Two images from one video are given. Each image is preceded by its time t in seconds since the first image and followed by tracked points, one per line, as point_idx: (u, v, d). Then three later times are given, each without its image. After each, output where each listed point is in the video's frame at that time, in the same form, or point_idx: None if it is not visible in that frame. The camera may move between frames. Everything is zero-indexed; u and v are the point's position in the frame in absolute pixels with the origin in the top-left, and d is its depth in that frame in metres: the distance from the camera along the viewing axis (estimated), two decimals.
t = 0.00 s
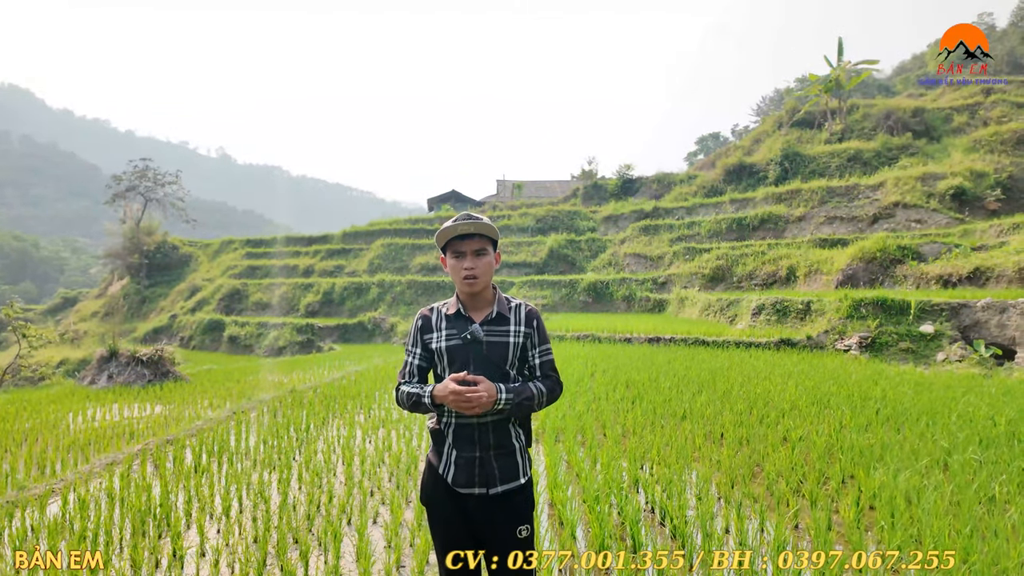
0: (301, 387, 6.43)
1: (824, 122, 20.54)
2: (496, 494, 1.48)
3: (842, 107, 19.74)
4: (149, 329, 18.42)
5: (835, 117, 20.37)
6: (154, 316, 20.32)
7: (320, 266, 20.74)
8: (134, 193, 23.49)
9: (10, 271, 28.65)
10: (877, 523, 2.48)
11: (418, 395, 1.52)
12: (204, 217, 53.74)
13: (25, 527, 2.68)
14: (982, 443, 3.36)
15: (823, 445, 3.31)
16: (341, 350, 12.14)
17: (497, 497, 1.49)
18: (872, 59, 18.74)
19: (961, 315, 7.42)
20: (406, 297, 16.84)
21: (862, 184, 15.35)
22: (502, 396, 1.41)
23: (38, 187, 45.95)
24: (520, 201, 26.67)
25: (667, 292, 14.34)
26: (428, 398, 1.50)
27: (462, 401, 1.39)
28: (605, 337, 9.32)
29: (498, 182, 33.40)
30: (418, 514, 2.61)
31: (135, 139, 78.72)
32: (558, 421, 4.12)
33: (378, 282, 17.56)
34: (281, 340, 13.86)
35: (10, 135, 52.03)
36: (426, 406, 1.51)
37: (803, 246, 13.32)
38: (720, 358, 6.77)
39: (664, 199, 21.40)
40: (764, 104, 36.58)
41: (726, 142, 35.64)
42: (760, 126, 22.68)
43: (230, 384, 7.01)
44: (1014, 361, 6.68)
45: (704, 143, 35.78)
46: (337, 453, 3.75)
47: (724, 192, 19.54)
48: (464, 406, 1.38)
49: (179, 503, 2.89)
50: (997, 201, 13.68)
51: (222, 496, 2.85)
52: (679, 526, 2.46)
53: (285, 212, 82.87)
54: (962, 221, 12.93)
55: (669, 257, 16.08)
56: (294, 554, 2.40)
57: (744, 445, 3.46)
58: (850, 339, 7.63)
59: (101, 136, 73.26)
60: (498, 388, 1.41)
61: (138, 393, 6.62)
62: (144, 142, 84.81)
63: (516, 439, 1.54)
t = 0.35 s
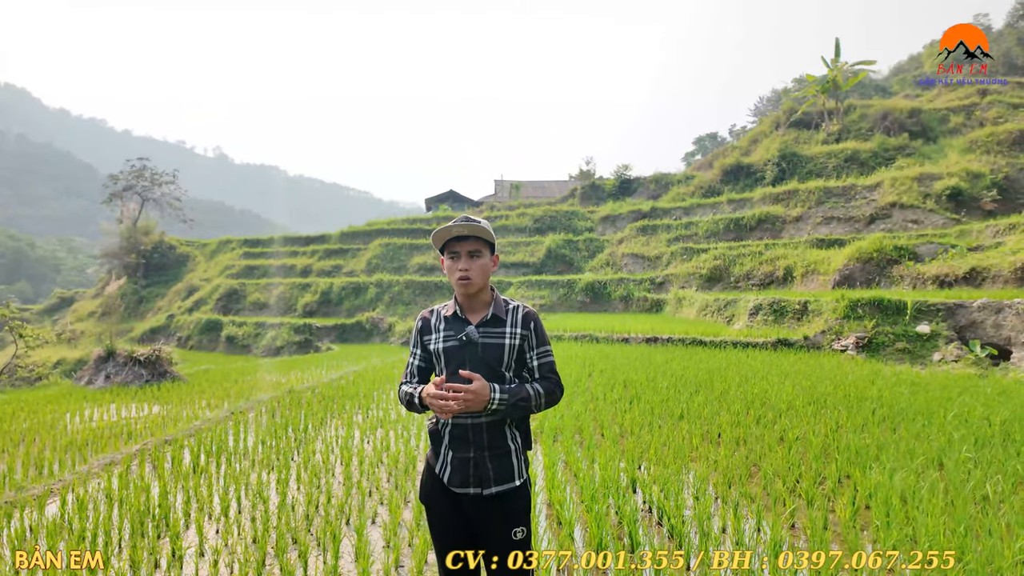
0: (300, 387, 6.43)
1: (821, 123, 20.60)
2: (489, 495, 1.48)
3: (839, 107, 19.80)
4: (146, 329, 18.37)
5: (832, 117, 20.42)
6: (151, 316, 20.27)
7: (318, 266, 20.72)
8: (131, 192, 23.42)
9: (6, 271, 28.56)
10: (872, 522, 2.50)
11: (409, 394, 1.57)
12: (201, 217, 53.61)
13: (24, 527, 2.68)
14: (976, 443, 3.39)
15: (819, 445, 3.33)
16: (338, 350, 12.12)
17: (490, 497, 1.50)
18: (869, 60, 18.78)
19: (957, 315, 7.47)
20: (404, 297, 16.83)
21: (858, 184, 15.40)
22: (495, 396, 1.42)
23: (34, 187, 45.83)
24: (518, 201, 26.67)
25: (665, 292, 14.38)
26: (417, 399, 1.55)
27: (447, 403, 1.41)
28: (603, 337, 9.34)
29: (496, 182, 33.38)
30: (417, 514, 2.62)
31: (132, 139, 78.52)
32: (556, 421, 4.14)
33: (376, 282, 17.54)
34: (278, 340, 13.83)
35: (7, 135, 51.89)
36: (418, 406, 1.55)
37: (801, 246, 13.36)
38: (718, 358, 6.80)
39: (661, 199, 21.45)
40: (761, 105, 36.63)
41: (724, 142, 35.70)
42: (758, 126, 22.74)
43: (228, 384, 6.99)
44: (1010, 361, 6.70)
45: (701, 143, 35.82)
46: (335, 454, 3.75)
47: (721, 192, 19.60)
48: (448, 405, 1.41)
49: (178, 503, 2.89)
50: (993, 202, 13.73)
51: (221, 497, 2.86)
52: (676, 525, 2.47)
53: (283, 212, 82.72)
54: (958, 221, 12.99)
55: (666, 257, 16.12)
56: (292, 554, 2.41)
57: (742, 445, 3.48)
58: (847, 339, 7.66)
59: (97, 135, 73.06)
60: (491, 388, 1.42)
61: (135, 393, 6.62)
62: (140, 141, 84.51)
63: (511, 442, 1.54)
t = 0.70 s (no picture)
0: (299, 388, 6.43)
1: (820, 123, 20.63)
2: (483, 495, 1.50)
3: (838, 108, 19.81)
4: (145, 330, 18.37)
5: (831, 117, 20.45)
6: (149, 316, 20.25)
7: (317, 267, 20.72)
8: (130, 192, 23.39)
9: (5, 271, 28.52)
10: (869, 522, 2.51)
11: (406, 396, 1.62)
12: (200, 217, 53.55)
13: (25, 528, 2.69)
14: (973, 443, 3.40)
15: (816, 445, 3.35)
16: (337, 351, 12.12)
17: (485, 497, 1.51)
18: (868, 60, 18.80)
19: (955, 315, 7.49)
20: (403, 297, 16.83)
21: (857, 185, 15.42)
22: (487, 396, 1.43)
23: (33, 187, 45.77)
24: (517, 201, 26.64)
25: (663, 293, 14.39)
26: (412, 401, 1.60)
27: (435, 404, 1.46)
28: (602, 338, 9.35)
29: (495, 182, 33.36)
30: (416, 514, 2.63)
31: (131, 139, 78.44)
32: (555, 420, 4.16)
33: (375, 282, 17.54)
34: (277, 341, 13.83)
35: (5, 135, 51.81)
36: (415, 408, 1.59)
37: (799, 247, 13.37)
38: (716, 359, 6.81)
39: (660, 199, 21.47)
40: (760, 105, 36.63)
41: (723, 142, 35.71)
42: (757, 126, 22.76)
43: (227, 385, 6.98)
44: (1008, 361, 6.72)
45: (700, 143, 35.82)
46: (335, 454, 3.76)
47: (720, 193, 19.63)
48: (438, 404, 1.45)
49: (177, 503, 2.91)
50: (991, 202, 13.77)
51: (220, 497, 2.87)
52: (673, 525, 2.49)
53: (282, 212, 82.70)
54: (956, 222, 13.02)
55: (665, 258, 16.13)
56: (291, 554, 2.42)
57: (739, 445, 3.50)
58: (845, 339, 7.68)
59: (96, 135, 72.98)
60: (483, 388, 1.44)
61: (134, 394, 6.63)
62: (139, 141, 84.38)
63: (507, 442, 1.55)
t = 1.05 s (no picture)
0: (299, 388, 6.42)
1: (820, 123, 20.63)
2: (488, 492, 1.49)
3: (838, 108, 19.82)
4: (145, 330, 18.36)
5: (831, 118, 20.45)
6: (149, 317, 20.24)
7: (317, 267, 20.72)
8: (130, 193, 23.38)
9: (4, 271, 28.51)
10: (870, 521, 2.51)
11: (407, 393, 1.60)
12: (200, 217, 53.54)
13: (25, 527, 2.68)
14: (974, 443, 3.40)
15: (817, 445, 3.34)
16: (337, 351, 12.10)
17: (489, 494, 1.50)
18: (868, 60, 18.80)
19: (955, 315, 7.49)
20: (402, 298, 16.83)
21: (857, 185, 15.41)
22: (492, 392, 1.43)
23: (33, 187, 45.76)
24: (517, 202, 26.61)
25: (663, 293, 14.40)
26: (411, 397, 1.58)
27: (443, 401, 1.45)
28: (602, 338, 9.35)
29: (495, 182, 33.35)
30: (417, 514, 2.63)
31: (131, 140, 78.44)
32: (555, 420, 4.17)
33: (375, 282, 17.53)
34: (277, 341, 13.83)
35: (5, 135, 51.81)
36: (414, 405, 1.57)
37: (800, 247, 13.37)
38: (717, 359, 6.81)
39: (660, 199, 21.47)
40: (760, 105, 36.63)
41: (723, 143, 35.72)
42: (757, 127, 22.77)
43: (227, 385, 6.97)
44: (1008, 361, 6.72)
45: (700, 143, 35.81)
46: (335, 454, 3.76)
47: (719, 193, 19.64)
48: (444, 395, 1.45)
49: (177, 503, 2.90)
50: (991, 202, 13.77)
51: (221, 497, 2.86)
52: (675, 525, 2.48)
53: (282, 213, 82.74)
54: (956, 222, 13.03)
55: (665, 258, 16.13)
56: (292, 554, 2.42)
57: (740, 445, 3.49)
58: (846, 339, 7.68)
59: (96, 135, 72.95)
60: (489, 385, 1.43)
61: (134, 394, 6.62)
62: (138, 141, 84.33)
63: (511, 438, 1.55)
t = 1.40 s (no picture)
0: (299, 388, 6.42)
1: (820, 123, 20.63)
2: (491, 491, 1.48)
3: (838, 108, 19.81)
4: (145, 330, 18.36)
5: (831, 118, 20.46)
6: (149, 316, 20.23)
7: (317, 267, 20.72)
8: (130, 193, 23.36)
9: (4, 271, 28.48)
10: (872, 521, 2.50)
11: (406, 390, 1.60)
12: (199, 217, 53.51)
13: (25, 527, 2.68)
14: (975, 443, 3.39)
15: (818, 444, 3.34)
16: (337, 351, 12.09)
17: (490, 493, 1.49)
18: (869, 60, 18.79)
19: (956, 315, 7.48)
20: (402, 298, 16.82)
21: (857, 185, 15.40)
22: (494, 392, 1.42)
23: (33, 188, 45.73)
24: (517, 201, 26.60)
25: (663, 293, 14.39)
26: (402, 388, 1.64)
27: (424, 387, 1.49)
28: (602, 338, 9.35)
29: (495, 182, 33.32)
30: (418, 513, 2.63)
31: (131, 140, 78.39)
32: (555, 419, 4.16)
33: (375, 282, 17.52)
34: (277, 341, 13.82)
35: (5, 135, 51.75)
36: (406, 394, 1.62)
37: (800, 247, 13.37)
38: (717, 358, 6.81)
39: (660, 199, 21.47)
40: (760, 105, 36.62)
41: (723, 143, 35.69)
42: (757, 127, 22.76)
43: (227, 385, 6.97)
44: (1009, 361, 6.72)
45: (700, 143, 35.79)
46: (335, 454, 3.75)
47: (719, 193, 19.64)
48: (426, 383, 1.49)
49: (178, 502, 2.89)
50: (991, 202, 13.78)
51: (221, 496, 2.86)
52: (676, 524, 2.48)
53: (282, 213, 82.73)
54: (956, 222, 13.04)
55: (665, 258, 16.13)
56: (292, 553, 2.41)
57: (741, 444, 3.49)
58: (846, 339, 7.67)
59: (96, 135, 72.90)
60: (492, 384, 1.42)
61: (133, 394, 6.60)
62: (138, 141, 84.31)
63: (514, 438, 1.54)
